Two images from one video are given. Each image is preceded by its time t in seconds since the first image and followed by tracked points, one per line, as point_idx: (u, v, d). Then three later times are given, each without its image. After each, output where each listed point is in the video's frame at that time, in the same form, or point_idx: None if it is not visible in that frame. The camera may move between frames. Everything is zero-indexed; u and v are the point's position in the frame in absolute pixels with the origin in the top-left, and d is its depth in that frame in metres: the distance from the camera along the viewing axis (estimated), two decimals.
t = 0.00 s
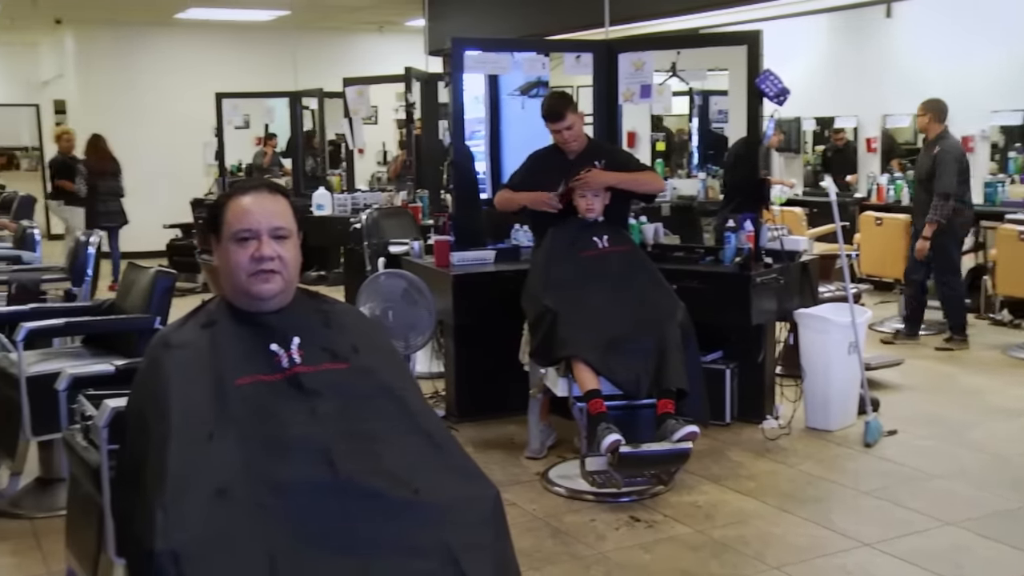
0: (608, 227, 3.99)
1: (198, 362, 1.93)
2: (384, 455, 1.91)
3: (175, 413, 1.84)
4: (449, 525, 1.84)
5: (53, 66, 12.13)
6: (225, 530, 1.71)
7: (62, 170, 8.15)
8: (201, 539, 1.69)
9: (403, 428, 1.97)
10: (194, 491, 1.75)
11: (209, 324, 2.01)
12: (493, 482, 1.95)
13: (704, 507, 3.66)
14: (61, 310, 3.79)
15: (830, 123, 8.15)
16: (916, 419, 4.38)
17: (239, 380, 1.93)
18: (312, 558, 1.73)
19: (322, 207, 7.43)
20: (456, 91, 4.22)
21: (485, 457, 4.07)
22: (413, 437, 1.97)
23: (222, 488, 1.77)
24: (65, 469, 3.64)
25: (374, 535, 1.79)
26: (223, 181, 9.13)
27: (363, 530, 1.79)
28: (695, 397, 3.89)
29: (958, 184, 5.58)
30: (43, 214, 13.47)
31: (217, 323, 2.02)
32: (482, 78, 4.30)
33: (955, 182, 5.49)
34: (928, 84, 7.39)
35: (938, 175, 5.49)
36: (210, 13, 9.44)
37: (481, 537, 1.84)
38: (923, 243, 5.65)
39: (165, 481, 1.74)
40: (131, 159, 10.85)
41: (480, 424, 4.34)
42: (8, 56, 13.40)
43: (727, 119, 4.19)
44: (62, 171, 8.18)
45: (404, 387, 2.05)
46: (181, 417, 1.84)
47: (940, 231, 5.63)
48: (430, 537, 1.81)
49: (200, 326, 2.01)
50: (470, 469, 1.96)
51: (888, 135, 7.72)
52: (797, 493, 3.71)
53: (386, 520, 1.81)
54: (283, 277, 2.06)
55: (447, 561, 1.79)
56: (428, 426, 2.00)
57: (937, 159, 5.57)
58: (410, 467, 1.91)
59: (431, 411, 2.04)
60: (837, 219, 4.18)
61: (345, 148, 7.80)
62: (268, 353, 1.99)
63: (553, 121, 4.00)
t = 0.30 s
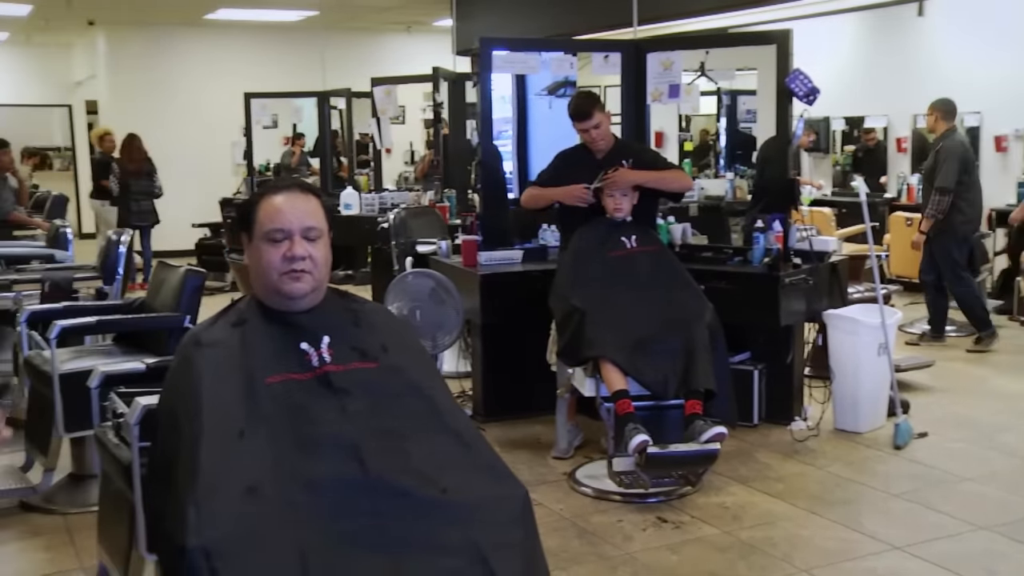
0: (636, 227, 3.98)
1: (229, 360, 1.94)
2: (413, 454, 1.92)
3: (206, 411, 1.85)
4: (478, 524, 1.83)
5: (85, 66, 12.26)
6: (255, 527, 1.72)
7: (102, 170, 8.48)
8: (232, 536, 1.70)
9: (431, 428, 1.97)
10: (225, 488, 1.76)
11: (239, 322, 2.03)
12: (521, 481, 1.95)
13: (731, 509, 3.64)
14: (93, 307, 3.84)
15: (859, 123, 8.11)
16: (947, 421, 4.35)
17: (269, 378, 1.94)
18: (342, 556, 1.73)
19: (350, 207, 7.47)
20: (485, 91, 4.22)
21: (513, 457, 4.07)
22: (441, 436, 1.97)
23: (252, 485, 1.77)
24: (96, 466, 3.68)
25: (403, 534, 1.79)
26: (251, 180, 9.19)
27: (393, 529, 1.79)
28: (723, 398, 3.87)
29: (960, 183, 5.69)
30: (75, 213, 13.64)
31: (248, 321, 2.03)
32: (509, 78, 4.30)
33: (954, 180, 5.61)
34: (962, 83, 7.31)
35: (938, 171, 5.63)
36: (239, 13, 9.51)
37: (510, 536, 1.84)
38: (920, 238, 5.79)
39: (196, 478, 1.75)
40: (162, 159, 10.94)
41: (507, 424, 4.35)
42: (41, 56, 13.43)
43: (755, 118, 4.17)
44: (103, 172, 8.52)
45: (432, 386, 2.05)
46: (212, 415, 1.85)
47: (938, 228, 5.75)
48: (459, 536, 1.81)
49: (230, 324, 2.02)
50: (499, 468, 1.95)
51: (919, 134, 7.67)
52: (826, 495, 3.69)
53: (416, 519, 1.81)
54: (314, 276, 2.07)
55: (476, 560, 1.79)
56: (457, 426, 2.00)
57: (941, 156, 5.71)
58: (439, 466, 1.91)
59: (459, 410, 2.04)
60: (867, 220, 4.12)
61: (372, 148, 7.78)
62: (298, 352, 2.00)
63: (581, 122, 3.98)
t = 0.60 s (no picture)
0: (660, 228, 3.96)
1: (256, 360, 1.95)
2: (438, 454, 1.92)
3: (233, 410, 1.85)
4: (503, 524, 1.82)
5: (113, 67, 12.38)
6: (281, 525, 1.71)
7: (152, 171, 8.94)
8: (259, 535, 1.69)
9: (456, 428, 1.97)
10: (252, 487, 1.76)
11: (266, 322, 2.04)
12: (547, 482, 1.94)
13: (755, 510, 3.63)
14: (120, 306, 3.86)
15: (887, 123, 8.09)
16: (974, 423, 4.31)
17: (296, 378, 1.95)
18: (367, 555, 1.72)
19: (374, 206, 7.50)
20: (509, 90, 4.22)
21: (536, 457, 4.08)
22: (466, 436, 1.96)
23: (279, 485, 1.77)
24: (123, 463, 3.70)
25: (429, 534, 1.78)
26: (275, 180, 9.24)
27: (418, 529, 1.79)
28: (748, 399, 3.85)
29: (959, 183, 5.89)
30: (101, 212, 13.78)
31: (274, 321, 2.04)
32: (533, 78, 4.30)
33: (951, 181, 5.84)
34: (992, 82, 7.25)
35: (936, 171, 5.89)
36: (263, 13, 9.55)
37: (536, 537, 1.82)
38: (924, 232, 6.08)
39: (222, 477, 1.75)
40: (188, 158, 11.02)
41: (530, 423, 4.36)
42: (71, 57, 13.52)
43: (780, 118, 4.16)
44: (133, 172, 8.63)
45: (458, 386, 2.05)
46: (239, 414, 1.85)
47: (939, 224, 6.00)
48: (483, 536, 1.79)
49: (257, 324, 2.03)
50: (524, 469, 1.94)
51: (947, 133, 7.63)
52: (851, 497, 3.66)
53: (441, 520, 1.80)
54: (343, 277, 2.09)
55: (501, 561, 1.77)
56: (482, 425, 2.00)
57: (942, 155, 5.93)
58: (465, 467, 1.91)
59: (484, 410, 2.04)
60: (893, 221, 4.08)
61: (396, 147, 7.90)
62: (324, 351, 2.01)
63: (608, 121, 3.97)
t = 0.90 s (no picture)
0: (686, 227, 3.95)
1: (282, 359, 1.95)
2: (463, 454, 1.91)
3: (260, 408, 1.86)
4: (527, 524, 1.82)
5: (139, 68, 12.48)
6: (306, 524, 1.71)
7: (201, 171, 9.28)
8: (285, 534, 1.69)
9: (481, 427, 1.97)
10: (278, 486, 1.76)
11: (292, 321, 2.04)
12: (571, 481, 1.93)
13: (780, 511, 3.61)
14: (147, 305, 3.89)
15: (914, 122, 8.05)
16: (1001, 426, 4.28)
17: (321, 377, 1.95)
18: (391, 554, 1.73)
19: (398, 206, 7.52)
20: (533, 90, 4.22)
21: (560, 457, 4.07)
22: (491, 435, 1.96)
23: (304, 484, 1.78)
24: (150, 461, 3.72)
25: (453, 534, 1.78)
26: (300, 180, 9.29)
27: (442, 530, 1.79)
28: (773, 400, 3.83)
29: (957, 187, 5.84)
30: (127, 212, 13.90)
31: (300, 320, 2.04)
32: (557, 78, 4.30)
33: (946, 184, 5.82)
34: (1022, 82, 7.18)
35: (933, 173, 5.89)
36: (287, 14, 9.60)
37: (559, 537, 1.82)
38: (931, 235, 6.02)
39: (248, 475, 1.75)
40: (214, 158, 11.08)
41: (554, 423, 4.37)
42: (97, 59, 13.62)
43: (806, 118, 4.16)
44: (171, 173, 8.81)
45: (483, 384, 2.05)
46: (265, 412, 1.85)
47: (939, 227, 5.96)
48: (507, 536, 1.79)
49: (283, 323, 2.03)
50: (549, 468, 1.94)
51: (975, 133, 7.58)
52: (877, 499, 3.64)
53: (465, 519, 1.81)
54: (371, 276, 2.08)
55: (524, 561, 1.76)
56: (507, 424, 1.99)
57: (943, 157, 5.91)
58: (489, 466, 1.91)
59: (509, 408, 2.03)
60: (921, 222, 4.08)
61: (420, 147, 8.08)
62: (350, 350, 2.01)
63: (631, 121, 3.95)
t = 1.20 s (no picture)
0: (710, 228, 3.94)
1: (309, 358, 1.95)
2: (489, 455, 1.90)
3: (287, 406, 1.86)
4: (553, 524, 1.80)
5: (165, 68, 12.57)
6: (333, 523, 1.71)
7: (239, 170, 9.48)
8: (312, 533, 1.68)
9: (507, 427, 1.96)
10: (304, 485, 1.75)
11: (318, 320, 2.05)
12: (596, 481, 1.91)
13: (805, 513, 3.59)
14: (172, 304, 3.91)
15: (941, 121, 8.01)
16: None
17: (348, 376, 1.96)
18: (418, 554, 1.72)
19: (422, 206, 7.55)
20: (557, 89, 4.22)
21: (583, 457, 4.07)
22: (518, 434, 1.95)
23: (330, 483, 1.77)
24: (175, 459, 3.75)
25: (478, 534, 1.77)
26: (323, 179, 9.33)
27: (468, 529, 1.78)
28: (798, 401, 3.82)
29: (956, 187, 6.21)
30: (151, 211, 14.01)
31: (327, 319, 2.05)
32: (581, 77, 4.29)
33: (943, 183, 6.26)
34: None
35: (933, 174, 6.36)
36: (311, 14, 9.63)
37: (585, 537, 1.80)
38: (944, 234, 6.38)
39: (274, 475, 1.75)
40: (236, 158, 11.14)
41: (576, 424, 4.37)
42: (123, 60, 13.73)
43: (830, 118, 4.16)
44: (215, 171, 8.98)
45: (508, 384, 2.04)
46: (292, 411, 1.86)
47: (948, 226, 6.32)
48: (532, 537, 1.78)
49: (310, 322, 2.04)
50: (575, 468, 1.92)
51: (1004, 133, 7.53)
52: (903, 502, 3.61)
53: (490, 519, 1.79)
54: (399, 276, 2.08)
55: (550, 561, 1.75)
56: (533, 422, 1.98)
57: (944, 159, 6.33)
58: (515, 466, 1.89)
59: (534, 407, 2.02)
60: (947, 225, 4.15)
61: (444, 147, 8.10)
62: (376, 349, 2.02)
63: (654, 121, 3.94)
